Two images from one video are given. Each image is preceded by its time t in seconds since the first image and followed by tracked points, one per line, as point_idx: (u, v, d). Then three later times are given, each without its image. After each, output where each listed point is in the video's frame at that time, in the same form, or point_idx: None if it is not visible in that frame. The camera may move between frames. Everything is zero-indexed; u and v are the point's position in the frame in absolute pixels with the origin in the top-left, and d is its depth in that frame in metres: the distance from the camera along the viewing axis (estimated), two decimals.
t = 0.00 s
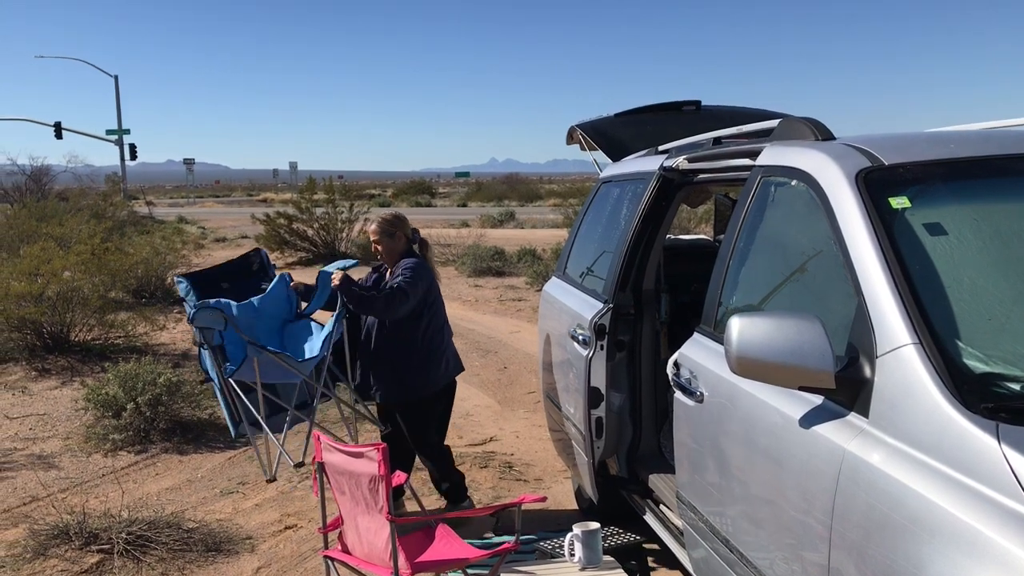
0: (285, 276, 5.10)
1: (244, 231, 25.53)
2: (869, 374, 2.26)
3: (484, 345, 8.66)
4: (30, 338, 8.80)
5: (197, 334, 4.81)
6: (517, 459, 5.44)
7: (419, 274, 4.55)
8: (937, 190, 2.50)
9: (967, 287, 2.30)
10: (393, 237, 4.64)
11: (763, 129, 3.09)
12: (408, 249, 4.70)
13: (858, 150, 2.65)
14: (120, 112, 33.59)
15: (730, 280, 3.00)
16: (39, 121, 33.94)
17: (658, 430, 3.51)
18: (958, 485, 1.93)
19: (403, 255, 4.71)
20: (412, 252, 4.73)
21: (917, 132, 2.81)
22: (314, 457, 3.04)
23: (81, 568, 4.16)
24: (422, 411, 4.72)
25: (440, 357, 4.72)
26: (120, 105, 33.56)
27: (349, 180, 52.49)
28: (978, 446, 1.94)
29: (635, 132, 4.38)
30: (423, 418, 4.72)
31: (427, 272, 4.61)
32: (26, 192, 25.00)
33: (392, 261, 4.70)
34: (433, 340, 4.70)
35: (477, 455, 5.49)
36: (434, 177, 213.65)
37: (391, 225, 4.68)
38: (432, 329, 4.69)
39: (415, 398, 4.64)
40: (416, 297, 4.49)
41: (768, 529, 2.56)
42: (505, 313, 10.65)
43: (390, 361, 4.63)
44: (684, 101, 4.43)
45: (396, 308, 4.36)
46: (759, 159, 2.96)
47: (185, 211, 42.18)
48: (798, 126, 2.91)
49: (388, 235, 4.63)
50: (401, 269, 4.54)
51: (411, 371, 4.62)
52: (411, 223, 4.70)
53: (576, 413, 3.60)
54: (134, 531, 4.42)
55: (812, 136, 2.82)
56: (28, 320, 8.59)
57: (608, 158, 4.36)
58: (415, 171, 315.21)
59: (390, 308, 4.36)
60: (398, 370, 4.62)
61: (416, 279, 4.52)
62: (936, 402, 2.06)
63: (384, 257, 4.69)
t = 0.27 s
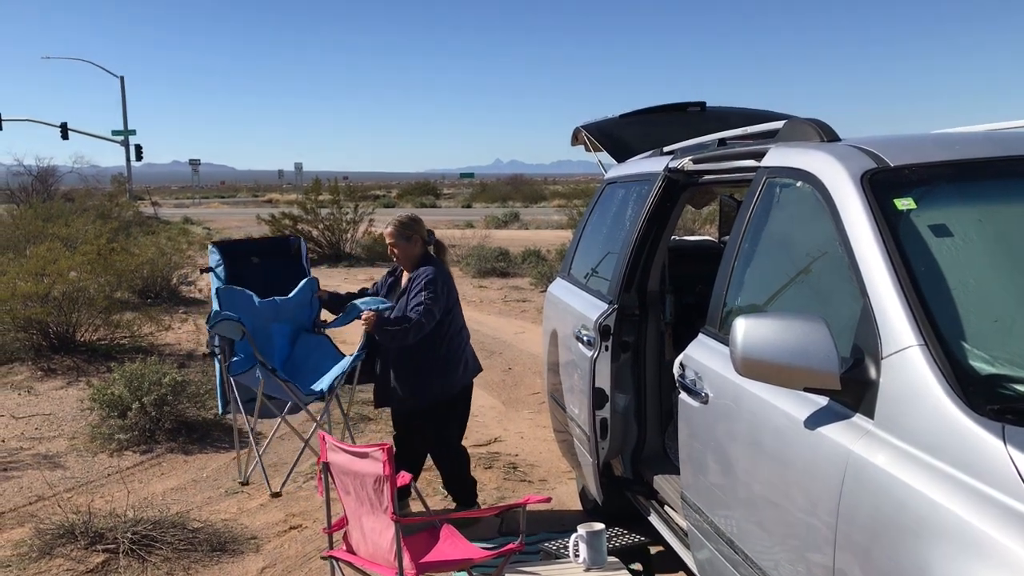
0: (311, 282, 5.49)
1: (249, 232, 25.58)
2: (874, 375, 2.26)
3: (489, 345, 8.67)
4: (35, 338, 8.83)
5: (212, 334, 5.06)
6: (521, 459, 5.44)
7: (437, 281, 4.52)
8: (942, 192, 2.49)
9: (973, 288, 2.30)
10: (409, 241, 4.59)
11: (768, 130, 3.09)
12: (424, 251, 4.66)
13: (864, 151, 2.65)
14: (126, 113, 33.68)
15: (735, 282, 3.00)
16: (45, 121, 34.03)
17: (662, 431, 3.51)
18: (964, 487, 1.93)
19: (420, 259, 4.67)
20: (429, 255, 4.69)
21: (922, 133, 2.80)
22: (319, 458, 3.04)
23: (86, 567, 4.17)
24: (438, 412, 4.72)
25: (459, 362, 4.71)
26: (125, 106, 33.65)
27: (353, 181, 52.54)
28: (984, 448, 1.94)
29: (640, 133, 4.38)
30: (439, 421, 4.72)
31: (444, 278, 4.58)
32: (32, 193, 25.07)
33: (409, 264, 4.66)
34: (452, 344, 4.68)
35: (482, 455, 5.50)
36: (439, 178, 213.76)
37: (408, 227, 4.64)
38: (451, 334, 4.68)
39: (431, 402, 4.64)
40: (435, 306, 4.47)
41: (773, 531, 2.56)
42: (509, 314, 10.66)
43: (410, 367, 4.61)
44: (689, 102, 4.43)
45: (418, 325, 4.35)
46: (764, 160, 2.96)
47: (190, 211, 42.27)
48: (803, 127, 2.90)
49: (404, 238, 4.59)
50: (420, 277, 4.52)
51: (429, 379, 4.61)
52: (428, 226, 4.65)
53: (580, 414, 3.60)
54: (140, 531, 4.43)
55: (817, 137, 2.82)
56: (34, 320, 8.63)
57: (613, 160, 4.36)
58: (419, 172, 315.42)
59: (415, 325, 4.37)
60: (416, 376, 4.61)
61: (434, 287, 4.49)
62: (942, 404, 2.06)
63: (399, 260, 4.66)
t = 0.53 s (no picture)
0: (334, 316, 5.12)
1: (252, 232, 25.60)
2: (877, 375, 2.26)
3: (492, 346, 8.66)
4: (39, 337, 8.85)
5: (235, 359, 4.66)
6: (524, 459, 5.44)
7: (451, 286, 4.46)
8: (947, 192, 2.49)
9: (977, 288, 2.30)
10: (421, 246, 4.53)
11: (772, 130, 3.09)
12: (436, 255, 4.60)
13: (867, 151, 2.65)
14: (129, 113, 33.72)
15: (738, 282, 3.00)
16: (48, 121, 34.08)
17: (665, 431, 3.51)
18: (967, 487, 1.93)
19: (433, 263, 4.60)
20: (441, 258, 4.63)
21: (926, 133, 2.80)
22: (322, 457, 3.05)
23: (90, 566, 4.18)
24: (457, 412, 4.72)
25: (477, 365, 4.67)
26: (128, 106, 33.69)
27: (356, 181, 52.57)
28: (987, 448, 1.94)
29: (644, 133, 4.38)
30: (457, 422, 4.72)
31: (458, 282, 4.52)
32: (35, 192, 25.11)
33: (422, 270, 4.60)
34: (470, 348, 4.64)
35: (485, 455, 5.50)
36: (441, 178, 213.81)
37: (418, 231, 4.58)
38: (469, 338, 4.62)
39: (449, 405, 4.61)
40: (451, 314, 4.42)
41: (776, 531, 2.56)
42: (512, 314, 10.66)
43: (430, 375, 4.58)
44: (693, 102, 4.43)
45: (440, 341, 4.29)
46: (767, 161, 2.96)
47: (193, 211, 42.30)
48: (806, 127, 2.90)
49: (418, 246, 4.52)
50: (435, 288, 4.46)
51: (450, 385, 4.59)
52: (439, 229, 4.59)
53: (583, 414, 3.60)
54: (143, 530, 4.44)
55: (820, 137, 2.82)
56: (37, 319, 8.68)
57: (616, 160, 4.36)
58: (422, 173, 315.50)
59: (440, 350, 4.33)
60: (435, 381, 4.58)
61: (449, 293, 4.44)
62: (945, 404, 2.06)
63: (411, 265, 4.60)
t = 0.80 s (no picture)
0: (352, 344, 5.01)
1: (253, 230, 25.59)
2: (878, 374, 2.27)
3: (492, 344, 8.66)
4: (40, 334, 8.86)
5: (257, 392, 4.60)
6: (525, 458, 5.44)
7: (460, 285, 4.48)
8: (948, 191, 2.49)
9: (978, 287, 2.30)
10: (427, 247, 4.52)
11: (773, 129, 3.09)
12: (441, 254, 4.60)
13: (869, 149, 2.65)
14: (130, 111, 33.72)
15: (740, 280, 3.00)
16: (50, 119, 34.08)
17: (666, 430, 3.51)
18: (969, 486, 1.94)
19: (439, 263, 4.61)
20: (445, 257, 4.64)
21: (928, 132, 2.80)
22: (324, 454, 3.05)
23: (91, 563, 4.18)
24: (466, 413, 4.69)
25: (489, 362, 4.69)
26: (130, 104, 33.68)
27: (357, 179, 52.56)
28: (988, 447, 1.94)
29: (645, 132, 4.38)
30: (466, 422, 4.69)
31: (466, 280, 4.54)
32: (36, 190, 25.10)
33: (428, 269, 4.60)
34: (480, 345, 4.65)
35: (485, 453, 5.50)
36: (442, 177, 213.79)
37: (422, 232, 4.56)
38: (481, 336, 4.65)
39: (460, 404, 4.61)
40: (464, 313, 4.44)
41: (776, 529, 2.56)
42: (513, 312, 10.66)
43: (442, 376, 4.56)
44: (694, 101, 4.43)
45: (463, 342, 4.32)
46: (769, 159, 2.96)
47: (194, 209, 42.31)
48: (808, 126, 2.90)
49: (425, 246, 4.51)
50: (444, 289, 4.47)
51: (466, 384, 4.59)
52: (442, 229, 4.59)
53: (584, 412, 3.60)
54: (144, 527, 4.45)
55: (822, 136, 2.82)
56: (39, 316, 8.69)
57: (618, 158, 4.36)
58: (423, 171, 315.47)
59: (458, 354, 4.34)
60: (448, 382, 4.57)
61: (458, 293, 4.46)
62: (947, 403, 2.06)
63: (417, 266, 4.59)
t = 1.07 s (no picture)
0: (351, 340, 5.00)
1: (252, 227, 25.57)
2: (877, 370, 2.27)
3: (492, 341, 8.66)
4: (39, 330, 8.86)
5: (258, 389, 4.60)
6: (524, 454, 5.44)
7: (461, 279, 4.50)
8: (948, 188, 2.49)
9: (976, 284, 2.30)
10: (426, 241, 4.51)
11: (773, 126, 3.09)
12: (439, 248, 4.60)
13: (868, 146, 2.65)
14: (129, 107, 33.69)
15: (738, 276, 3.00)
16: (49, 115, 34.04)
17: (664, 427, 3.51)
18: (968, 483, 1.94)
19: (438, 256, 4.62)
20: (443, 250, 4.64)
21: (927, 129, 2.79)
22: (323, 450, 3.05)
23: (90, 559, 4.18)
24: (465, 409, 4.70)
25: (490, 354, 4.71)
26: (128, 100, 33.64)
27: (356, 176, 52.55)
28: (987, 444, 1.95)
29: (645, 129, 4.37)
30: (467, 419, 4.70)
31: (467, 273, 4.55)
32: (35, 186, 25.06)
33: (428, 263, 4.60)
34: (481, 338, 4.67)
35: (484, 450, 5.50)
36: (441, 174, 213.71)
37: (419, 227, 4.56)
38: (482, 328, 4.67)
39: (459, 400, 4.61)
40: (467, 306, 4.47)
41: (774, 526, 2.57)
42: (513, 310, 10.65)
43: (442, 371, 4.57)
44: (694, 97, 4.43)
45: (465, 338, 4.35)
46: (768, 156, 2.95)
47: (194, 206, 42.32)
48: (808, 123, 2.90)
49: (422, 239, 4.50)
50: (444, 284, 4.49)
51: (469, 377, 4.60)
52: (439, 222, 4.58)
53: (583, 409, 3.60)
54: (143, 523, 4.45)
55: (821, 132, 2.82)
56: (37, 313, 8.68)
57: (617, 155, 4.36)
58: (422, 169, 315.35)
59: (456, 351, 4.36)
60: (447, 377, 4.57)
61: (460, 287, 4.48)
62: (946, 400, 2.06)
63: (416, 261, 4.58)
